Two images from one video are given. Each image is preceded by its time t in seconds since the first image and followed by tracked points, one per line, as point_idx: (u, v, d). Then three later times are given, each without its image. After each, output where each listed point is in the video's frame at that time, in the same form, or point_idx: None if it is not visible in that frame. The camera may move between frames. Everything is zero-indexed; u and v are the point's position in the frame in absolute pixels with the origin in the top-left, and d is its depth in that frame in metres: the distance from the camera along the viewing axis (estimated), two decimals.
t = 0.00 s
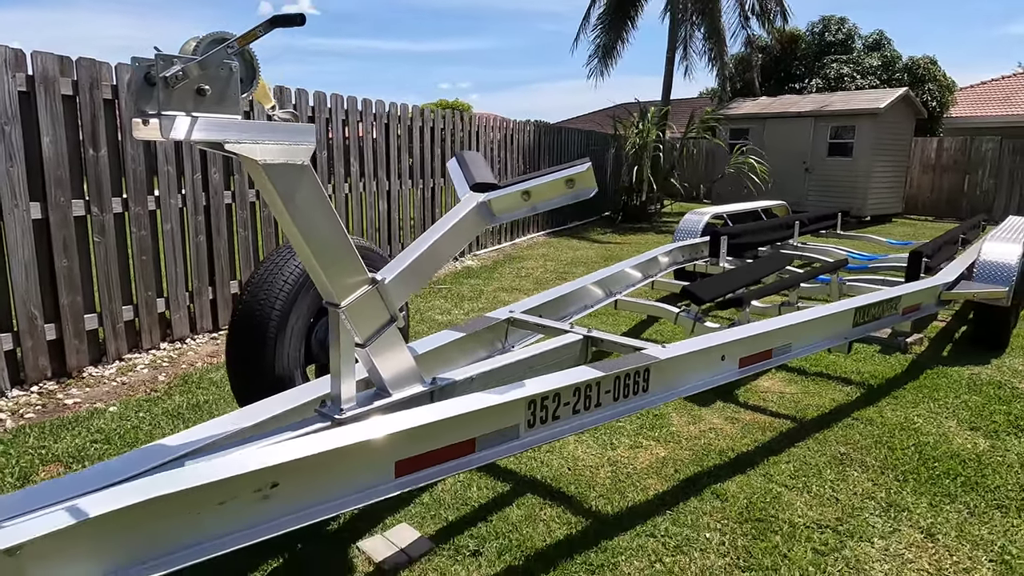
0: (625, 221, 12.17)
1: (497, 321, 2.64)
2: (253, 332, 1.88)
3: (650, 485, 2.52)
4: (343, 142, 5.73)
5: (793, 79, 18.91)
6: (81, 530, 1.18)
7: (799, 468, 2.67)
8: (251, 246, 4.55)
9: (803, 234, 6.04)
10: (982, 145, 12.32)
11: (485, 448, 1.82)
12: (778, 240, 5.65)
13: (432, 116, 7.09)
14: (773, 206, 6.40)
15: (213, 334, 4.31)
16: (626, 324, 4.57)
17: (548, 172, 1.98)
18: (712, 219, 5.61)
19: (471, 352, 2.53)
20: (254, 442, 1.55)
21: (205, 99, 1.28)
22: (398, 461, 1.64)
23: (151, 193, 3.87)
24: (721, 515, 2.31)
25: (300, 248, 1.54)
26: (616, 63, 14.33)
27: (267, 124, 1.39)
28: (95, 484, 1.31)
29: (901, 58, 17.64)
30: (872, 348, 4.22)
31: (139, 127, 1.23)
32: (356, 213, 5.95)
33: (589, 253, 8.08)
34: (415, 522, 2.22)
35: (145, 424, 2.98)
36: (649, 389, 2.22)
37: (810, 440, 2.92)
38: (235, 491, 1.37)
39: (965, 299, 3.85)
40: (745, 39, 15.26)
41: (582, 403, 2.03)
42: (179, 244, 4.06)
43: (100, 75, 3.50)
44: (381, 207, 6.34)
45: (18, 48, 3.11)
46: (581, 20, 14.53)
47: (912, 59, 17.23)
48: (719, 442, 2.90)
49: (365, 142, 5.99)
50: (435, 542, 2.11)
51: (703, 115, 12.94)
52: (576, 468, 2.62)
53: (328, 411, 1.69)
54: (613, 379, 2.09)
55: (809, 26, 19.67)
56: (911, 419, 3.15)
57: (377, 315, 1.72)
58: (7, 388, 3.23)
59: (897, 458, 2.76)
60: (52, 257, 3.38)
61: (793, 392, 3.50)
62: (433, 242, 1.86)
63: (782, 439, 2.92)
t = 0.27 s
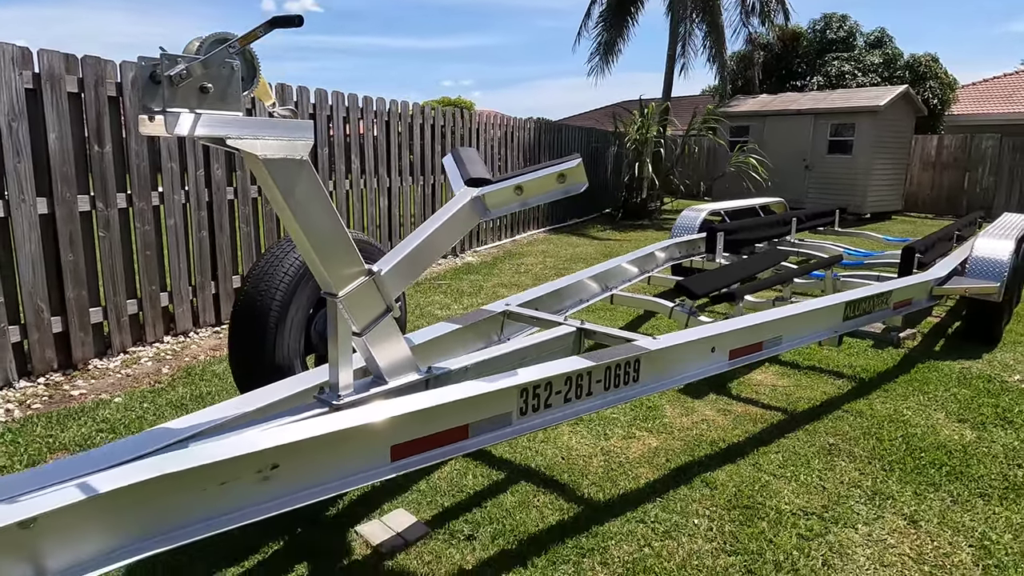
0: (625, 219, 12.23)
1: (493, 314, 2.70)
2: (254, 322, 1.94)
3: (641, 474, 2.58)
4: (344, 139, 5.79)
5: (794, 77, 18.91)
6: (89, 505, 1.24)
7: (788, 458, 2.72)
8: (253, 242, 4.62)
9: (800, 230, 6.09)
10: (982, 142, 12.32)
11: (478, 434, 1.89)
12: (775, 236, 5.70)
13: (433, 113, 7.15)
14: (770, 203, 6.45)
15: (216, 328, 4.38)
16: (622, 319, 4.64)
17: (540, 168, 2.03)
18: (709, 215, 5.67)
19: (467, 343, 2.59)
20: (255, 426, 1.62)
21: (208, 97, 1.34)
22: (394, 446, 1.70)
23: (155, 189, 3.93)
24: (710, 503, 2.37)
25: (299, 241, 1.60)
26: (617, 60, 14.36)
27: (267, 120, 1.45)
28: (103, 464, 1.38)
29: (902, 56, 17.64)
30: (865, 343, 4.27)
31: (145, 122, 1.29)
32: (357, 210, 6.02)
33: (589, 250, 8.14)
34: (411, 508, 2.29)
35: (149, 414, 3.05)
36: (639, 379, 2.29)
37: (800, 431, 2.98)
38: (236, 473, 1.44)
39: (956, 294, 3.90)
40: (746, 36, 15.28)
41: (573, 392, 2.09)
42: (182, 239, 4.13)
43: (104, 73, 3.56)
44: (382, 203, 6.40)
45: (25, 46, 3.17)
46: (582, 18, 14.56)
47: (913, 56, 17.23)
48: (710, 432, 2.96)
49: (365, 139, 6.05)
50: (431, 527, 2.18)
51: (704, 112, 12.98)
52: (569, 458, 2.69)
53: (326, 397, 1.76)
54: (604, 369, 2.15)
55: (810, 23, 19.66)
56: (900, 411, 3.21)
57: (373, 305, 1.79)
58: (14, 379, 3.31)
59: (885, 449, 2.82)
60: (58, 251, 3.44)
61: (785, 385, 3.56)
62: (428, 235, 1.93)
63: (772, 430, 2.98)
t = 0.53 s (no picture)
0: (626, 217, 12.31)
1: (490, 306, 2.79)
2: (260, 311, 2.03)
3: (634, 460, 2.67)
4: (347, 137, 5.88)
5: (796, 75, 18.94)
6: (108, 476, 1.33)
7: (776, 446, 2.81)
8: (257, 237, 4.72)
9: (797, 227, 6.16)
10: (982, 141, 12.35)
11: (474, 417, 1.98)
12: (772, 233, 5.78)
13: (435, 111, 7.24)
14: (768, 201, 6.52)
15: (221, 322, 4.48)
16: (620, 314, 4.72)
17: (534, 163, 2.12)
18: (707, 212, 5.75)
19: (465, 334, 2.68)
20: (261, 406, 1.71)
21: (218, 95, 1.42)
22: (393, 427, 1.79)
23: (162, 185, 4.02)
24: (699, 487, 2.46)
25: (303, 232, 1.69)
26: (619, 58, 14.42)
27: (273, 117, 1.53)
28: (120, 439, 1.47)
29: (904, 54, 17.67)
30: (858, 337, 4.35)
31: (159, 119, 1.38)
32: (360, 207, 6.11)
33: (589, 247, 8.23)
34: (411, 491, 2.38)
35: (158, 403, 3.15)
36: (631, 367, 2.37)
37: (789, 421, 3.06)
38: (244, 449, 1.53)
39: (947, 289, 3.97)
40: (748, 35, 15.33)
41: (566, 378, 2.18)
42: (189, 235, 4.22)
43: (114, 72, 3.65)
44: (384, 200, 6.49)
45: (37, 46, 3.26)
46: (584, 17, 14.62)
47: (914, 55, 17.26)
48: (702, 422, 3.04)
49: (368, 137, 6.13)
50: (429, 508, 2.27)
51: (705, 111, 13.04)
52: (564, 445, 2.78)
53: (328, 381, 1.85)
54: (596, 357, 2.23)
55: (813, 22, 19.68)
56: (888, 402, 3.29)
57: (373, 294, 1.88)
58: (26, 369, 3.41)
59: (871, 437, 2.91)
60: (69, 245, 3.54)
61: (777, 377, 3.64)
62: (426, 227, 2.01)
63: (763, 420, 3.07)
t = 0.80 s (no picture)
0: (628, 216, 12.40)
1: (488, 299, 2.88)
2: (265, 301, 2.13)
3: (626, 448, 2.76)
4: (351, 136, 5.98)
5: (799, 75, 18.98)
6: (125, 449, 1.43)
7: (765, 435, 2.90)
8: (263, 234, 4.83)
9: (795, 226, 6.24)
10: (983, 141, 12.38)
11: (469, 402, 2.08)
12: (769, 231, 5.86)
13: (438, 111, 7.34)
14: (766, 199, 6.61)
15: (227, 317, 4.59)
16: (617, 309, 4.81)
17: (528, 160, 2.22)
18: (705, 210, 5.83)
19: (463, 325, 2.78)
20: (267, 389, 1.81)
21: (228, 95, 1.52)
22: (391, 410, 1.90)
23: (171, 183, 4.13)
24: (688, 473, 2.55)
25: (307, 224, 1.79)
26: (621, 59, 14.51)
27: (279, 116, 1.63)
28: (135, 417, 1.57)
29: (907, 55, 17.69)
30: (851, 333, 4.43)
31: (173, 117, 1.48)
32: (363, 205, 6.21)
33: (590, 246, 8.32)
34: (410, 476, 2.48)
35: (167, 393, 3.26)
36: (622, 357, 2.46)
37: (779, 412, 3.15)
38: (251, 428, 1.63)
39: (938, 285, 4.05)
40: (750, 36, 15.39)
41: (558, 367, 2.27)
42: (196, 231, 4.33)
43: (124, 73, 3.76)
44: (387, 199, 6.60)
45: (51, 48, 3.37)
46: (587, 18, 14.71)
47: (917, 56, 17.29)
48: (694, 412, 3.13)
49: (371, 136, 6.24)
50: (427, 491, 2.37)
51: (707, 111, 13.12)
52: (559, 433, 2.87)
53: (331, 366, 1.95)
54: (588, 346, 2.33)
55: (816, 23, 19.72)
56: (876, 395, 3.37)
57: (373, 284, 1.97)
58: (39, 360, 3.52)
59: (858, 427, 2.99)
60: (80, 241, 3.65)
61: (769, 371, 3.73)
62: (425, 220, 2.11)
63: (753, 411, 3.15)
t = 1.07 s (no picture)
0: (631, 217, 12.42)
1: (485, 299, 2.93)
2: (264, 300, 2.17)
3: (620, 447, 2.79)
4: (353, 138, 6.04)
5: (803, 77, 18.96)
6: (126, 443, 1.48)
7: (759, 434, 2.93)
8: (266, 235, 4.88)
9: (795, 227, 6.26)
10: (987, 142, 12.36)
11: (463, 400, 2.12)
12: (769, 233, 5.89)
13: (440, 113, 7.39)
14: (767, 201, 6.63)
15: (230, 316, 4.65)
16: (617, 310, 4.85)
17: (522, 163, 2.27)
18: (705, 212, 5.86)
19: (460, 325, 2.82)
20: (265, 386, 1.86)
21: (226, 100, 1.57)
22: (386, 408, 1.94)
23: (175, 184, 4.19)
24: (681, 471, 2.59)
25: (304, 226, 1.84)
26: (625, 60, 14.53)
27: (277, 120, 1.67)
28: (136, 412, 1.62)
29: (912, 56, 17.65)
30: (849, 334, 4.46)
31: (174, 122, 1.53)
32: (366, 206, 6.27)
33: (592, 247, 8.35)
34: (407, 473, 2.52)
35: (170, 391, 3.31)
36: (615, 356, 2.50)
37: (773, 412, 3.18)
38: (249, 423, 1.68)
39: (935, 286, 4.07)
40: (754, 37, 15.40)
41: (552, 365, 2.31)
42: (200, 232, 4.39)
43: (129, 76, 3.82)
44: (390, 200, 6.65)
45: (57, 51, 3.43)
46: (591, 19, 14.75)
47: (922, 57, 17.25)
48: (689, 412, 3.17)
49: (374, 138, 6.29)
50: (423, 488, 2.41)
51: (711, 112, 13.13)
52: (555, 432, 2.91)
53: (327, 364, 1.99)
54: (581, 346, 2.37)
55: (821, 24, 19.70)
56: (871, 395, 3.39)
57: (370, 284, 2.02)
58: (45, 359, 3.58)
59: (851, 427, 3.02)
60: (86, 241, 3.70)
61: (766, 371, 3.76)
62: (421, 221, 2.15)
63: (747, 411, 3.18)
